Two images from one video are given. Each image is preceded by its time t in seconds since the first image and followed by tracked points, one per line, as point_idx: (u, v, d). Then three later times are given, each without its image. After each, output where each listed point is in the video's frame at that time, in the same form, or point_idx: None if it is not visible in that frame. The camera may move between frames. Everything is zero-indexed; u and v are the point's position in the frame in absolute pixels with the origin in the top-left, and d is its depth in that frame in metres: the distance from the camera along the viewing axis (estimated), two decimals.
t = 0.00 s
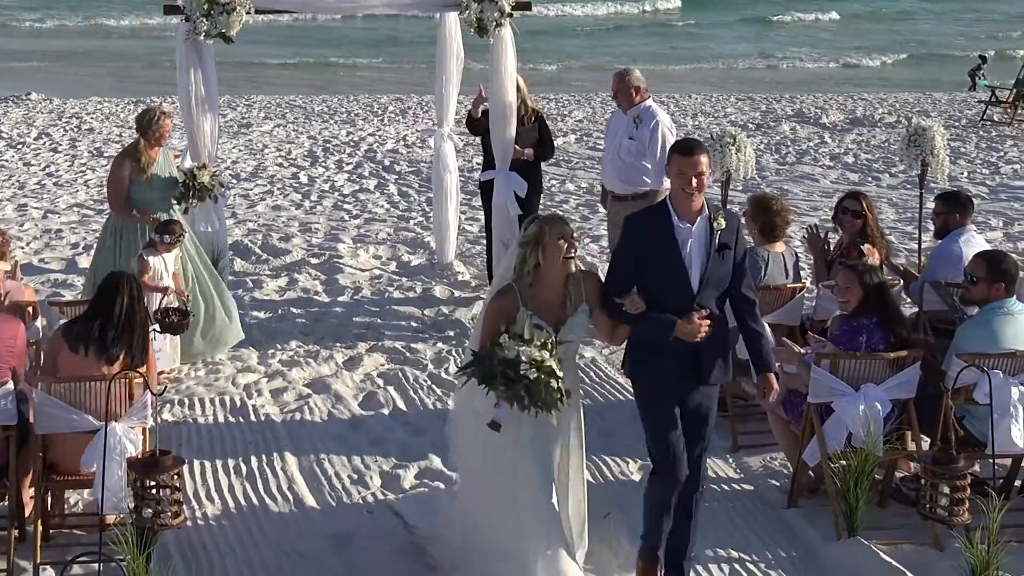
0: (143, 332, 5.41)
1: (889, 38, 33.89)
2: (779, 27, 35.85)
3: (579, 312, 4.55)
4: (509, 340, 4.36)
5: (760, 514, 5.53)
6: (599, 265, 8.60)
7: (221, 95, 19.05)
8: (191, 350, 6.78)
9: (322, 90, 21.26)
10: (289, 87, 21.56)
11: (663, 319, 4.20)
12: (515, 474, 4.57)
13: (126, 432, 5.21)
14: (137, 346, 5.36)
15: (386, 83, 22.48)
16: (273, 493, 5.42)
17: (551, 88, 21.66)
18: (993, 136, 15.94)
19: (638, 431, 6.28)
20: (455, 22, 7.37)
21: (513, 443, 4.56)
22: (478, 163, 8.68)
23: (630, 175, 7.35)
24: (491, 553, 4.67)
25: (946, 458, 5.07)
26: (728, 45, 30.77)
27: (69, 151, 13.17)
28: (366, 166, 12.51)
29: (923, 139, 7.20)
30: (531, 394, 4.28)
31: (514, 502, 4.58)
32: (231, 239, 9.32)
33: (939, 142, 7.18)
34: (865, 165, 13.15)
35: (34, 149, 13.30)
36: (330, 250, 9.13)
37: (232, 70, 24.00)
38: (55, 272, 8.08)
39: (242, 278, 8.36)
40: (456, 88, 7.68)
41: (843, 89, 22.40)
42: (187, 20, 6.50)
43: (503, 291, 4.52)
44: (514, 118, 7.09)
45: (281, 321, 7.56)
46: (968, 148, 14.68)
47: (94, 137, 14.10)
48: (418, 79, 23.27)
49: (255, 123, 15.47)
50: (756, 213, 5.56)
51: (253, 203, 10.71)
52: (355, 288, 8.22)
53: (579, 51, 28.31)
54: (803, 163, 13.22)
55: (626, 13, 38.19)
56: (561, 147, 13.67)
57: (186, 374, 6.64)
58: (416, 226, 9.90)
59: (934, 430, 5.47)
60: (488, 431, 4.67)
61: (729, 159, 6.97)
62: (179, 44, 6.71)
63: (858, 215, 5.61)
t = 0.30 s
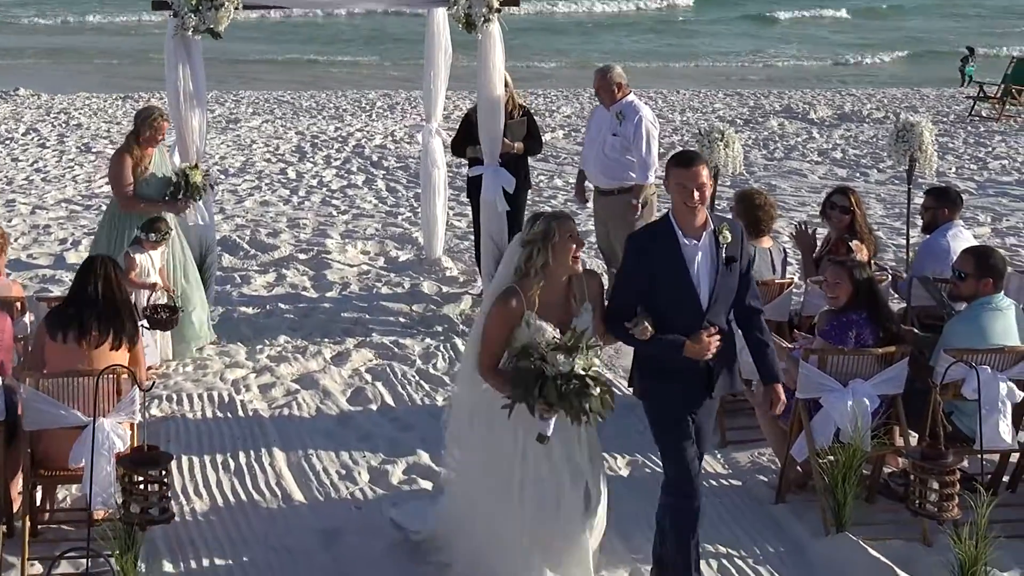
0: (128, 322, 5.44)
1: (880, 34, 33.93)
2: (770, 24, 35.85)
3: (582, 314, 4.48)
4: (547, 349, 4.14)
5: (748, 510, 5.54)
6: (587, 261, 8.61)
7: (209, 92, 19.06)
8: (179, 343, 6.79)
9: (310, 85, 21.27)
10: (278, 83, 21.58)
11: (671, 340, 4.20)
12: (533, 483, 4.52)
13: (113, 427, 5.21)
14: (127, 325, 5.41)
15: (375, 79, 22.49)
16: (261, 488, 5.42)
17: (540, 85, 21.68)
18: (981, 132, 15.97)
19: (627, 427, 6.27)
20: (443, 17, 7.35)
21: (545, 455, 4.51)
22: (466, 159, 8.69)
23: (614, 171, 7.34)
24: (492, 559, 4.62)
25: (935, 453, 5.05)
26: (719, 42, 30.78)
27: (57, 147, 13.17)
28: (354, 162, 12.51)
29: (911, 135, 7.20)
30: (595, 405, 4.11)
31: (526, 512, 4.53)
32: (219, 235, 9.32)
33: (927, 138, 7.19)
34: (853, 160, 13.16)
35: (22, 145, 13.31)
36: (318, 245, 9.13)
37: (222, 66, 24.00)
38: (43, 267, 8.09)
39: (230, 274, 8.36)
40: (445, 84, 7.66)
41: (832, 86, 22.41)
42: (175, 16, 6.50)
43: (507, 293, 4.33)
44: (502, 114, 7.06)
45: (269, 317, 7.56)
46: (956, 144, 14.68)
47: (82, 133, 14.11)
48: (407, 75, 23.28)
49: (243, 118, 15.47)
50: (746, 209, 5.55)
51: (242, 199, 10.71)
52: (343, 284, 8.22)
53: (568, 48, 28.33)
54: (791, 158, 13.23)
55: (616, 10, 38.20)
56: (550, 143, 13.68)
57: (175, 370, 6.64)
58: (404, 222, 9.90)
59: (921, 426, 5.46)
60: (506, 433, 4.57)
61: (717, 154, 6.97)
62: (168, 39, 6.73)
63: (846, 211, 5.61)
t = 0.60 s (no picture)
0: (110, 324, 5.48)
1: (871, 31, 33.95)
2: (761, 21, 35.87)
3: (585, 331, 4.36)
4: (563, 372, 4.09)
5: (737, 505, 5.54)
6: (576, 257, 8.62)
7: (197, 87, 19.07)
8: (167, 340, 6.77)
9: (299, 81, 21.27)
10: (266, 79, 21.58)
11: (668, 349, 4.05)
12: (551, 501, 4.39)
13: (102, 423, 5.21)
14: (99, 325, 5.38)
15: (363, 75, 22.50)
16: (249, 483, 5.42)
17: (529, 81, 21.69)
18: (969, 127, 16.00)
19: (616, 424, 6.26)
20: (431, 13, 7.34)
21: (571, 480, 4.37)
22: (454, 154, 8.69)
23: (602, 167, 7.33)
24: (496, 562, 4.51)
25: (922, 449, 5.06)
26: (710, 38, 30.79)
27: (46, 142, 13.17)
28: (343, 157, 12.51)
29: (899, 130, 7.20)
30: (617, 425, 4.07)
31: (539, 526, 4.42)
32: (208, 230, 9.32)
33: (915, 133, 7.19)
34: (841, 156, 13.17)
35: (10, 140, 13.30)
36: (307, 241, 9.13)
37: (210, 62, 23.96)
38: (31, 263, 8.09)
39: (218, 269, 8.36)
40: (434, 80, 7.66)
41: (821, 82, 22.43)
42: (164, 12, 6.51)
43: (507, 314, 4.27)
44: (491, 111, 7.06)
45: (257, 312, 7.57)
46: (945, 139, 14.70)
47: (70, 129, 14.10)
48: (396, 71, 23.29)
49: (232, 114, 15.47)
50: (734, 205, 5.59)
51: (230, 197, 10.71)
52: (331, 279, 8.22)
53: (558, 45, 28.36)
54: (780, 154, 13.23)
55: (607, 8, 38.20)
56: (538, 138, 13.69)
57: (163, 365, 6.64)
58: (392, 217, 9.90)
59: (910, 422, 5.47)
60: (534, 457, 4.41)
61: (705, 149, 6.97)
62: (156, 36, 6.73)
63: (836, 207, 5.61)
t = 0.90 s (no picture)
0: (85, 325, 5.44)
1: (862, 28, 33.99)
2: (752, 17, 35.92)
3: (581, 325, 4.02)
4: (557, 376, 3.76)
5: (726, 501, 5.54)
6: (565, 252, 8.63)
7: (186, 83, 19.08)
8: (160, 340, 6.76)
9: (288, 77, 21.29)
10: (255, 74, 21.60)
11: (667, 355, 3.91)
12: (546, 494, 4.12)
13: (91, 419, 5.18)
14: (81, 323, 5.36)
15: (353, 71, 22.53)
16: (238, 480, 5.42)
17: (518, 77, 21.70)
18: (958, 123, 16.02)
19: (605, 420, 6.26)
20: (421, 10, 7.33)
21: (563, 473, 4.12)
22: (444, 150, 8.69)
23: (583, 168, 7.36)
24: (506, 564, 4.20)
25: (910, 444, 5.06)
26: (701, 35, 30.83)
27: (35, 138, 13.17)
28: (332, 153, 12.51)
29: (888, 126, 7.21)
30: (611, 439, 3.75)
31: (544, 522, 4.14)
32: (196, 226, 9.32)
33: (904, 129, 7.19)
34: (830, 151, 13.20)
35: None
36: (296, 237, 9.13)
37: (200, 58, 23.96)
38: (18, 259, 8.09)
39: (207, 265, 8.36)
40: (422, 75, 7.66)
41: (811, 78, 22.46)
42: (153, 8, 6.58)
43: (496, 308, 3.93)
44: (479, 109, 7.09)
45: (246, 308, 7.57)
46: (934, 135, 14.73)
47: (59, 124, 14.10)
48: (385, 67, 23.31)
49: (221, 110, 15.46)
50: (722, 199, 5.63)
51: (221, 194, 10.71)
52: (320, 275, 8.23)
53: (550, 41, 28.37)
54: (769, 149, 13.24)
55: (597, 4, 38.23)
56: (528, 134, 13.70)
57: (152, 361, 6.65)
58: (381, 213, 9.91)
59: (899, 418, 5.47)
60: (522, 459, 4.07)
61: (694, 145, 6.97)
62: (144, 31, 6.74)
63: (824, 203, 5.62)
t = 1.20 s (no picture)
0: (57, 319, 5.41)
1: (854, 25, 34.01)
2: (744, 15, 35.96)
3: (567, 333, 3.92)
4: (536, 386, 3.71)
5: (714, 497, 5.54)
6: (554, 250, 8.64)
7: (175, 79, 19.10)
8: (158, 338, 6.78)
9: (278, 73, 21.31)
10: (244, 71, 21.62)
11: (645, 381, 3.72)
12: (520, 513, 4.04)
13: (80, 415, 5.15)
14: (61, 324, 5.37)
15: (343, 67, 22.54)
16: (228, 476, 5.41)
17: (508, 73, 21.75)
18: (948, 119, 16.06)
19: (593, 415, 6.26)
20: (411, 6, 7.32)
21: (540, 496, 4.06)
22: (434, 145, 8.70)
23: (561, 168, 7.36)
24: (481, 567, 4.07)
25: (900, 441, 5.05)
26: (692, 32, 30.86)
27: (24, 134, 13.17)
28: (321, 149, 12.52)
29: (878, 122, 7.22)
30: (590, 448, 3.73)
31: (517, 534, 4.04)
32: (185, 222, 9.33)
33: (894, 125, 7.20)
34: (819, 147, 13.21)
35: None
36: (285, 233, 9.13)
37: (191, 55, 24.00)
38: (6, 254, 8.09)
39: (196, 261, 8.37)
40: (412, 68, 7.68)
41: (802, 74, 22.49)
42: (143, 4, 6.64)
43: (476, 317, 3.89)
44: (468, 105, 7.09)
45: (235, 304, 7.57)
46: (923, 131, 14.74)
47: (48, 121, 14.10)
48: (376, 63, 23.34)
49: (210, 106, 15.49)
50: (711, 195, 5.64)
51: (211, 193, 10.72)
52: (309, 271, 8.23)
53: (541, 39, 28.44)
54: (758, 145, 13.25)
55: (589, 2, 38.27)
56: (517, 130, 13.71)
57: (142, 358, 6.65)
58: (371, 209, 9.92)
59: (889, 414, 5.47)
60: (503, 473, 4.00)
61: (684, 141, 6.98)
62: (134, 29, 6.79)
63: (812, 199, 5.62)
